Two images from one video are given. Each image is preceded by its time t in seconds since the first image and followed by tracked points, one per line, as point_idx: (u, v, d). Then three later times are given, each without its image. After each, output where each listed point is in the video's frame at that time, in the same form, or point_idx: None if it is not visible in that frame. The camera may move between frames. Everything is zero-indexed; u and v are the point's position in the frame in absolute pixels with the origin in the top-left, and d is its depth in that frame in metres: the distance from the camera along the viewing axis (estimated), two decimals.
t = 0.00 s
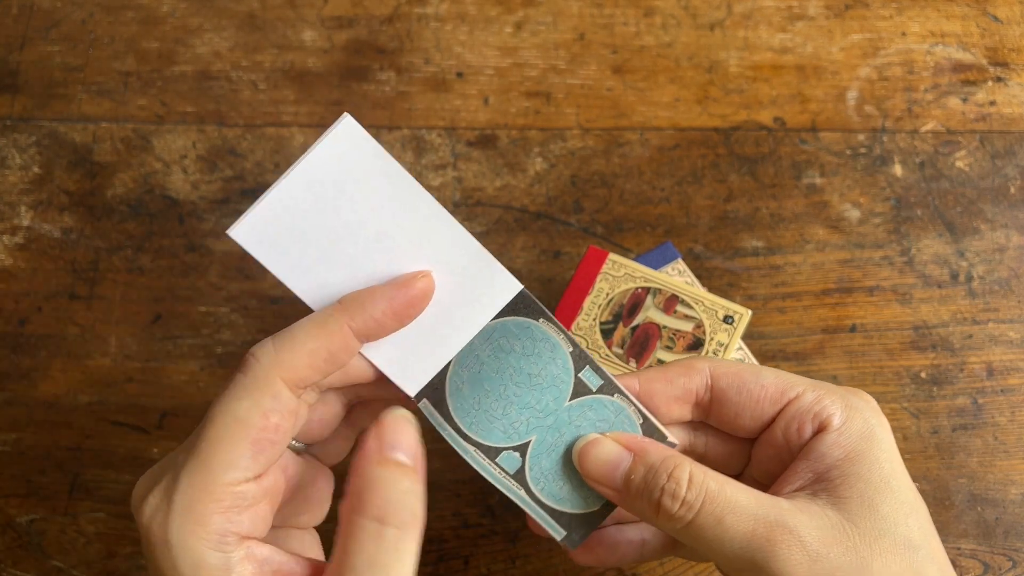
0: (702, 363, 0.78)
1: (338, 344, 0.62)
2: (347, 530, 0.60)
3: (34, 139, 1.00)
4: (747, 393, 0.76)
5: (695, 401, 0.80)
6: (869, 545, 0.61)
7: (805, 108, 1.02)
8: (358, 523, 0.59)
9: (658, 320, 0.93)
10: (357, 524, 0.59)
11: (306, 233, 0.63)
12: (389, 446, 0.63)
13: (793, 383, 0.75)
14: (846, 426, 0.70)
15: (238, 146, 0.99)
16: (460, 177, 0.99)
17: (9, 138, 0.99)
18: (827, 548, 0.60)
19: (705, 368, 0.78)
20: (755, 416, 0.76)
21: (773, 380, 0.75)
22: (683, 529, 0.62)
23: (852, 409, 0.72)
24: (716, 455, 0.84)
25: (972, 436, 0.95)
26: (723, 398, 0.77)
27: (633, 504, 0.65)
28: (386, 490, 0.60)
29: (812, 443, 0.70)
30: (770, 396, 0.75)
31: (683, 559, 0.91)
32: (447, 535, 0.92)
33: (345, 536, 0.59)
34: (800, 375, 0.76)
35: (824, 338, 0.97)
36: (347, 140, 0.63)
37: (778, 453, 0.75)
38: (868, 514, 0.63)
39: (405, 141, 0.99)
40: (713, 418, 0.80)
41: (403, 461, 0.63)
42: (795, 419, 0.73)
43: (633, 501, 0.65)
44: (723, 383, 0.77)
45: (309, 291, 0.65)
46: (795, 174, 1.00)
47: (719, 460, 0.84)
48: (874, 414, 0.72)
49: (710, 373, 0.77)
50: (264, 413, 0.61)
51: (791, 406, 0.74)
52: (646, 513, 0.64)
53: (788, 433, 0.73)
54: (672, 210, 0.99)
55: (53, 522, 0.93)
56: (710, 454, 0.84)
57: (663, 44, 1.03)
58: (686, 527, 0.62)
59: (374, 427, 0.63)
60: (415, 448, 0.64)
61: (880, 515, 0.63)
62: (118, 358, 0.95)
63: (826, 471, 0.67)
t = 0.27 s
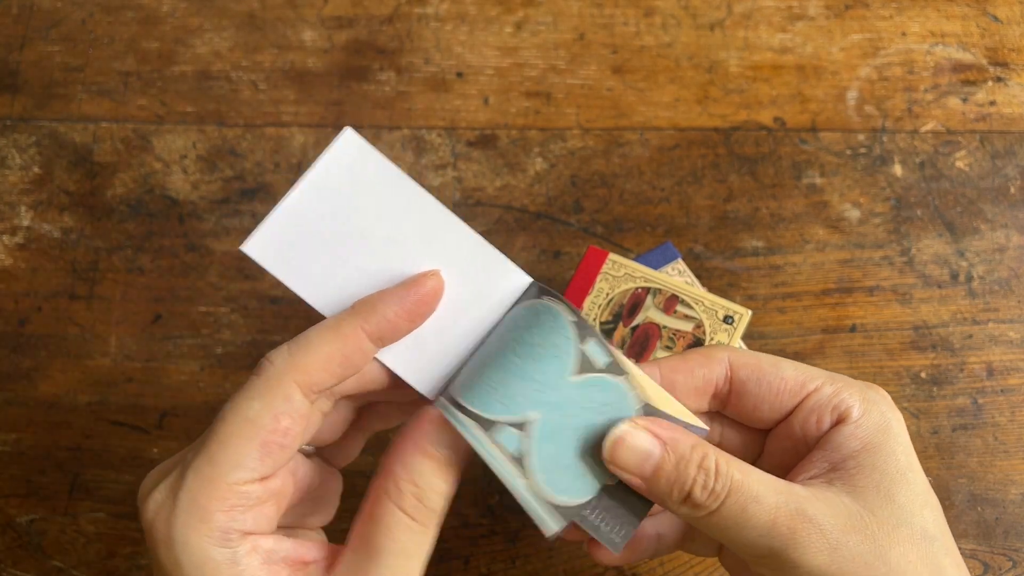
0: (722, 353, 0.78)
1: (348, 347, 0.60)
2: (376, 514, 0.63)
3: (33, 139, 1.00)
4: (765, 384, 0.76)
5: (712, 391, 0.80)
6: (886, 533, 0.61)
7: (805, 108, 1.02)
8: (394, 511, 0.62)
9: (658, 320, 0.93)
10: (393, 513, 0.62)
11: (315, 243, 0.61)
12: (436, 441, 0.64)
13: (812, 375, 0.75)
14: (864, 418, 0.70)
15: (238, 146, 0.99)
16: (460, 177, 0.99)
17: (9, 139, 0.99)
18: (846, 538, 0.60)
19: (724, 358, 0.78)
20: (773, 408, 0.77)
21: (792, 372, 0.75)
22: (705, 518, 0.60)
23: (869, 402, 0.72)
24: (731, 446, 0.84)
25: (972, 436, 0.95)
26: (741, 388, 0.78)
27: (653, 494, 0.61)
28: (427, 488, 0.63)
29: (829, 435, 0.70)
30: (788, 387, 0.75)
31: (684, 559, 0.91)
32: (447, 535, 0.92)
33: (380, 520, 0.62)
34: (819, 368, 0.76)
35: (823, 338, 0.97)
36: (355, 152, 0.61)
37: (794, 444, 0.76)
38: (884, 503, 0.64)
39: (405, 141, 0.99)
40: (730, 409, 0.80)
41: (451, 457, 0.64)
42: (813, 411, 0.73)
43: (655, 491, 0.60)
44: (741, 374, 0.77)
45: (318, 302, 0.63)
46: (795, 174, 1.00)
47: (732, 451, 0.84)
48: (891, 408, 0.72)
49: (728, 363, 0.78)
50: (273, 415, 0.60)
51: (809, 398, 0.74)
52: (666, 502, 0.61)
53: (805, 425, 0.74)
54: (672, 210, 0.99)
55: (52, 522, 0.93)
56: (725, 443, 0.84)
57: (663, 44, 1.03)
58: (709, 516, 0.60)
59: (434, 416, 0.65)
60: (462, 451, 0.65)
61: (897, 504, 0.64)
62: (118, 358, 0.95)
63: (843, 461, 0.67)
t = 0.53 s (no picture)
0: (696, 357, 0.78)
1: (303, 352, 0.62)
2: (307, 478, 0.59)
3: (34, 139, 1.00)
4: (742, 388, 0.76)
5: (686, 394, 0.80)
6: (887, 540, 0.61)
7: (805, 108, 1.02)
8: (324, 474, 0.58)
9: (658, 320, 0.93)
10: (325, 476, 0.58)
11: (274, 267, 0.56)
12: (352, 388, 0.59)
13: (788, 379, 0.75)
14: (845, 422, 0.71)
15: (238, 146, 0.99)
16: (460, 177, 0.99)
17: (9, 139, 0.99)
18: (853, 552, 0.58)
19: (698, 362, 0.78)
20: (749, 412, 0.77)
21: (766, 376, 0.76)
22: (708, 544, 0.59)
23: (847, 404, 0.73)
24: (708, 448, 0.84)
25: (972, 436, 0.95)
26: (716, 392, 0.78)
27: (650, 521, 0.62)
28: (354, 440, 0.59)
29: (812, 440, 0.71)
30: (763, 392, 0.75)
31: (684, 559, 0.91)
32: (447, 535, 0.92)
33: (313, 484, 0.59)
34: (792, 371, 0.77)
35: (823, 338, 0.97)
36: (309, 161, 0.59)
37: (774, 447, 0.76)
38: (880, 509, 0.63)
39: (405, 141, 0.99)
40: (702, 411, 0.80)
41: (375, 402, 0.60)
42: (791, 416, 0.74)
43: (650, 516, 0.62)
44: (716, 379, 0.77)
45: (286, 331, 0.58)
46: (795, 174, 1.00)
47: (708, 453, 0.84)
48: (867, 409, 0.73)
49: (703, 367, 0.77)
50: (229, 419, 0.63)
51: (786, 401, 0.74)
52: (665, 531, 0.62)
53: (788, 431, 0.74)
54: (672, 210, 0.99)
55: (53, 521, 0.93)
56: (698, 445, 0.84)
57: (663, 44, 1.03)
58: (711, 541, 0.59)
59: (347, 360, 0.60)
60: (379, 390, 0.60)
61: (892, 510, 0.63)
62: (117, 358, 0.95)
63: (836, 468, 0.67)
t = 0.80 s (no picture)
0: (713, 343, 0.79)
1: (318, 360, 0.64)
2: (306, 473, 0.59)
3: (34, 139, 1.00)
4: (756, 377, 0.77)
5: (703, 378, 0.80)
6: (893, 531, 0.61)
7: (805, 108, 1.02)
8: (323, 469, 0.58)
9: (658, 320, 0.93)
10: (322, 470, 0.58)
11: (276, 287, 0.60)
12: (348, 383, 0.59)
13: (803, 369, 0.76)
14: (857, 414, 0.71)
15: (238, 146, 0.99)
16: (460, 177, 0.99)
17: (8, 138, 0.99)
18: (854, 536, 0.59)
19: (715, 347, 0.79)
20: (762, 400, 0.77)
21: (781, 365, 0.76)
22: (715, 514, 0.60)
23: (861, 399, 0.73)
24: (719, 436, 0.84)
25: (972, 436, 0.95)
26: (732, 378, 0.78)
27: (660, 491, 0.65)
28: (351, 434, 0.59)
29: (824, 431, 0.71)
30: (778, 380, 0.76)
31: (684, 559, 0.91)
32: (447, 535, 0.92)
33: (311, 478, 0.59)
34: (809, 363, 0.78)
35: (823, 338, 0.97)
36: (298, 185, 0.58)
37: (786, 437, 0.76)
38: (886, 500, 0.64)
39: (405, 141, 0.99)
40: (718, 398, 0.81)
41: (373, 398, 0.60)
42: (804, 407, 0.74)
43: (661, 485, 0.65)
44: (732, 364, 0.78)
45: (303, 344, 0.61)
46: (795, 174, 1.00)
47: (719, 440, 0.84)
48: (880, 405, 0.73)
49: (720, 352, 0.78)
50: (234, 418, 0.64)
51: (800, 391, 0.75)
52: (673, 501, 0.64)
53: (799, 421, 0.74)
54: (672, 210, 0.99)
55: (52, 521, 0.92)
56: (711, 432, 0.85)
57: (663, 44, 1.03)
58: (718, 511, 0.60)
59: (342, 356, 0.60)
60: (376, 385, 0.60)
61: (899, 502, 0.64)
62: (117, 358, 0.95)
63: (846, 458, 0.67)
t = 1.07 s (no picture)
0: (752, 334, 0.81)
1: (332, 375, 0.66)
2: (356, 478, 0.61)
3: (34, 139, 1.00)
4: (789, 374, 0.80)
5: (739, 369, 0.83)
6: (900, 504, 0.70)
7: (805, 108, 1.02)
8: (373, 479, 0.60)
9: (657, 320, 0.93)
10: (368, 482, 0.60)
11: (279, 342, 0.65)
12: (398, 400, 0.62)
13: (830, 366, 0.81)
14: (881, 410, 0.77)
15: (238, 145, 0.99)
16: (460, 177, 0.99)
17: (8, 139, 1.00)
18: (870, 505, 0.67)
19: (753, 339, 0.81)
20: (792, 393, 0.81)
21: (813, 362, 0.81)
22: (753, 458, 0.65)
23: (881, 398, 0.79)
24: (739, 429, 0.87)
25: (971, 436, 0.95)
26: (765, 372, 0.81)
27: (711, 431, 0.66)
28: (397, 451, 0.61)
29: (848, 422, 0.77)
30: (811, 376, 0.80)
31: (684, 558, 0.92)
32: (447, 535, 0.92)
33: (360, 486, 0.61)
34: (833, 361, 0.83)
35: (823, 338, 0.97)
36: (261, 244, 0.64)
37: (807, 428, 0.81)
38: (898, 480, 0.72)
39: (405, 141, 0.99)
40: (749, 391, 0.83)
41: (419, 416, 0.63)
42: (832, 400, 0.79)
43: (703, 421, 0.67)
44: (768, 357, 0.81)
45: (320, 385, 0.66)
46: (795, 174, 1.01)
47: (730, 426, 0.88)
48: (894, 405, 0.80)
49: (757, 345, 0.81)
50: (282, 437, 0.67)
51: (828, 387, 0.80)
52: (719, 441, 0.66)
53: (825, 415, 0.79)
54: (672, 210, 0.99)
55: (53, 521, 0.93)
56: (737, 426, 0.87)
57: (663, 44, 1.03)
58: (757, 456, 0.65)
59: (389, 378, 0.63)
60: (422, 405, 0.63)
61: (910, 484, 0.72)
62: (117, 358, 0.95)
63: (865, 445, 0.75)
